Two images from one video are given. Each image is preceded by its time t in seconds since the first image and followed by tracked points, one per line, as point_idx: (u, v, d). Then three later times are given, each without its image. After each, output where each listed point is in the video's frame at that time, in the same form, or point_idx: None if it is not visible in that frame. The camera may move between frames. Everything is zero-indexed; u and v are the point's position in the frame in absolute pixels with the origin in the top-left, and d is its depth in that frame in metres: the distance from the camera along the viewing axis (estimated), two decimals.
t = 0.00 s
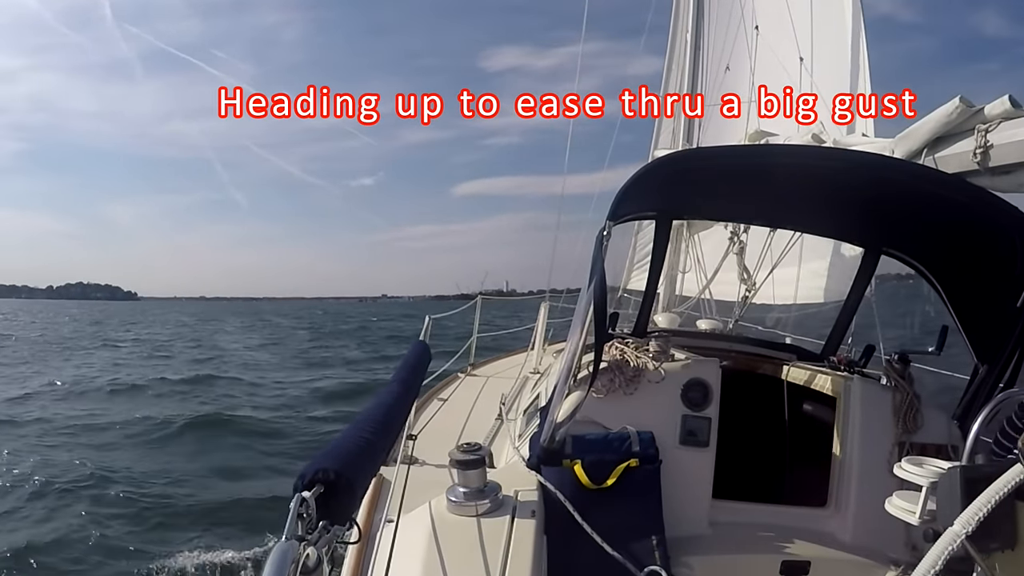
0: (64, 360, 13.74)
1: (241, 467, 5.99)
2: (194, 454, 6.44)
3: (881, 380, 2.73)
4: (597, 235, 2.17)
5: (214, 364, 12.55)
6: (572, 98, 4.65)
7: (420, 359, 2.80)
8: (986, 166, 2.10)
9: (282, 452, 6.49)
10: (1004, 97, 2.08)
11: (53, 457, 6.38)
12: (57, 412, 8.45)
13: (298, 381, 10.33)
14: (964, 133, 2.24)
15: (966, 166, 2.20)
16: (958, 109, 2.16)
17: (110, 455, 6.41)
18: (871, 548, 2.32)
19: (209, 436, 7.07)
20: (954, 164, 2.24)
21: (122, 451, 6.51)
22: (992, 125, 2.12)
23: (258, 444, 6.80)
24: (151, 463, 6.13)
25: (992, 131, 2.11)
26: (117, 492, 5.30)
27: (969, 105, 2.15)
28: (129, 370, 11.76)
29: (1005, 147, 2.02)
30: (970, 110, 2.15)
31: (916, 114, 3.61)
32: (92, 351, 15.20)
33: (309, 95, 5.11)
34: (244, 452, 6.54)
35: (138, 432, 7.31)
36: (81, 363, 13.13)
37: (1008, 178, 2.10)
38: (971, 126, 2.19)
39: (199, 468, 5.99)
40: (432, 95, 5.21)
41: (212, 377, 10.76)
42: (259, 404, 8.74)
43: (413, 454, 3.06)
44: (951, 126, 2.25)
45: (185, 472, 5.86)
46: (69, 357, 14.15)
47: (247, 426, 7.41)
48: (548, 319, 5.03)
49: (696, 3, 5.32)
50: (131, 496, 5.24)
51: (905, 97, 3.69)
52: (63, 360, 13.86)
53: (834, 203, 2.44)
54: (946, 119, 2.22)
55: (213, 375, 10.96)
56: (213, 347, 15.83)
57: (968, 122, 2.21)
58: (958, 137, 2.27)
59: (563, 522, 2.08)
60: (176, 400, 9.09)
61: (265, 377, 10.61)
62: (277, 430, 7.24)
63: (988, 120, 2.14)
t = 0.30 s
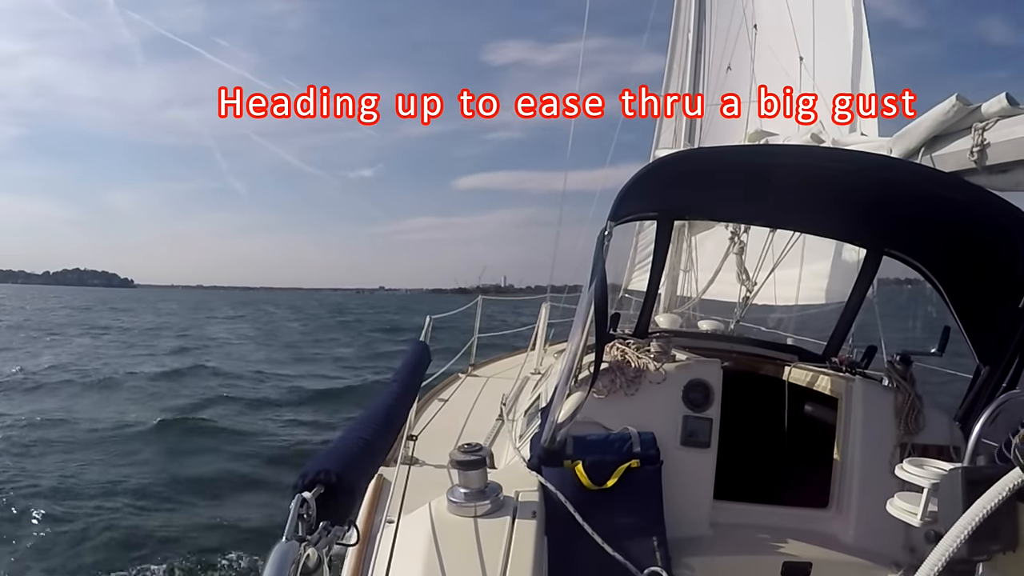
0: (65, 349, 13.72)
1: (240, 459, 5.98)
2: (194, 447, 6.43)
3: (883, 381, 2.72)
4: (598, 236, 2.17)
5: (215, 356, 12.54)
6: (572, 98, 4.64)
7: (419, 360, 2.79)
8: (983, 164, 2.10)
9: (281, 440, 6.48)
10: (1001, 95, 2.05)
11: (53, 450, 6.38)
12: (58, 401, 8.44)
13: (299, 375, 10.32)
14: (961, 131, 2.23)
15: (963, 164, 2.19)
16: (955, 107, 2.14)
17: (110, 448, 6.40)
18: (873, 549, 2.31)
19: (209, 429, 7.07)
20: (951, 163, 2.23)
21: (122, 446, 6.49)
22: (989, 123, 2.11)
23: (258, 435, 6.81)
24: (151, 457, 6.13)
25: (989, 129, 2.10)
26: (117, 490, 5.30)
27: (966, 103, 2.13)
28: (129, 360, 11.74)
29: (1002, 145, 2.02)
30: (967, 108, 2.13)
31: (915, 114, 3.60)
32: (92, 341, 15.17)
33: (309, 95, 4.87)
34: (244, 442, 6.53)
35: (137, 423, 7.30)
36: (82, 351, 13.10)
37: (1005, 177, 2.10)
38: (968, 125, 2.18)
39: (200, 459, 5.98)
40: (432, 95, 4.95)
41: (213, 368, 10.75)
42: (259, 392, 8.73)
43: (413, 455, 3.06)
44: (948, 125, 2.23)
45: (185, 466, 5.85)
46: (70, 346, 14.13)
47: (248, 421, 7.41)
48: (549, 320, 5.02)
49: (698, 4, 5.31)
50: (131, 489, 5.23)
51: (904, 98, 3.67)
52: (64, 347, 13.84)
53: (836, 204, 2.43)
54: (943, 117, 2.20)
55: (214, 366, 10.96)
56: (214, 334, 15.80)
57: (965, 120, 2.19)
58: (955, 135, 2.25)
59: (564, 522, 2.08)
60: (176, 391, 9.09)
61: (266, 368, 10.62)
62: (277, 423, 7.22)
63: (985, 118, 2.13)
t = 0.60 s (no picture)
0: (63, 340, 13.69)
1: (239, 452, 5.98)
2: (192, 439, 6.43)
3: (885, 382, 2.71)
4: (599, 236, 2.16)
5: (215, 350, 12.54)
6: (572, 98, 4.64)
7: (419, 360, 2.78)
8: (983, 163, 2.10)
9: (281, 437, 6.48)
10: (1001, 94, 2.04)
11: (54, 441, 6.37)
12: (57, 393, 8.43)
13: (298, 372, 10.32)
14: (961, 131, 2.22)
15: (964, 164, 2.18)
16: (955, 107, 2.13)
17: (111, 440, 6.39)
18: (874, 551, 2.31)
19: (209, 424, 7.06)
20: (952, 162, 2.23)
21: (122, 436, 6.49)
22: (989, 123, 2.11)
23: (257, 430, 6.80)
24: (152, 448, 6.13)
25: (989, 129, 2.10)
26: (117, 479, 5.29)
27: (965, 103, 2.12)
28: (129, 352, 11.73)
29: (1002, 144, 2.02)
30: (967, 107, 2.12)
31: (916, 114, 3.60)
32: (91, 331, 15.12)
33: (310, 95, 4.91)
34: (244, 438, 6.53)
35: (137, 417, 7.29)
36: (81, 342, 13.08)
37: (1005, 177, 2.10)
38: (968, 124, 2.18)
39: (199, 453, 5.97)
40: (432, 95, 4.96)
41: (212, 363, 10.75)
42: (258, 389, 8.72)
43: (414, 456, 3.06)
44: (947, 124, 2.22)
45: (185, 459, 5.84)
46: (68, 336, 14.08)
47: (248, 416, 7.40)
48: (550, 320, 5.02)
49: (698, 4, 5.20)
50: (131, 485, 5.21)
51: (904, 98, 3.67)
52: (63, 337, 13.79)
53: (837, 205, 2.42)
54: (943, 117, 2.19)
55: (214, 360, 10.96)
56: (214, 327, 15.77)
57: (965, 119, 2.18)
58: (955, 135, 2.25)
59: (565, 524, 2.07)
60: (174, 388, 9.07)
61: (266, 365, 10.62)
62: (276, 419, 7.20)
63: (984, 117, 2.12)
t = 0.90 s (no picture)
0: (64, 337, 13.67)
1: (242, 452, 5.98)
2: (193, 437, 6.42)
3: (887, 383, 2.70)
4: (600, 236, 2.15)
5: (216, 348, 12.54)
6: (572, 98, 4.65)
7: (419, 361, 2.78)
8: (985, 163, 2.09)
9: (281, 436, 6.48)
10: (1003, 94, 2.04)
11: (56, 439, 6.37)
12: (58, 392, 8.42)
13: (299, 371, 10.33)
14: (963, 131, 2.21)
15: (966, 165, 2.18)
16: (956, 107, 2.12)
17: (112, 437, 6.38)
18: (876, 552, 2.30)
19: (210, 422, 7.06)
20: (954, 163, 2.22)
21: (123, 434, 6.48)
22: (991, 122, 2.10)
23: (258, 430, 6.80)
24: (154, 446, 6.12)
25: (991, 128, 2.09)
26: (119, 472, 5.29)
27: (967, 103, 2.11)
28: (130, 350, 11.72)
29: (1003, 144, 2.02)
30: (968, 107, 2.11)
31: (916, 114, 3.59)
32: (91, 327, 15.10)
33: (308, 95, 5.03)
34: (245, 440, 6.52)
35: (138, 418, 7.30)
36: (81, 339, 13.06)
37: (1007, 177, 2.10)
38: (969, 124, 2.17)
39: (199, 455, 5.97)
40: (432, 95, 5.03)
41: (213, 361, 10.75)
42: (259, 389, 8.72)
43: (415, 457, 3.06)
44: (949, 124, 2.22)
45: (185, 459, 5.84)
46: (69, 332, 14.06)
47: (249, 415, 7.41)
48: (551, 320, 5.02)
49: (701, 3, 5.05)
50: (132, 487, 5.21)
51: (904, 97, 3.66)
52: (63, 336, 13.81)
53: (839, 205, 2.42)
54: (944, 117, 2.18)
55: (214, 359, 10.96)
56: (214, 325, 15.77)
57: (966, 119, 2.18)
58: (957, 135, 2.24)
59: (566, 524, 2.07)
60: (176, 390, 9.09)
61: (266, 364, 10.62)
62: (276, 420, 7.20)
63: (986, 117, 2.11)
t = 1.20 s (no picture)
0: (66, 341, 13.69)
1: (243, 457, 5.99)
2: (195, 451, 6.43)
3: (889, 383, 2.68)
4: (601, 236, 2.15)
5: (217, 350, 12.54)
6: (572, 98, 4.65)
7: (420, 361, 2.78)
8: (985, 163, 2.08)
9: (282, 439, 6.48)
10: (1003, 93, 2.03)
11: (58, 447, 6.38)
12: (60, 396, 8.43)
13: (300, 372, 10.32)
14: (965, 130, 2.21)
15: (967, 164, 2.17)
16: (957, 106, 2.12)
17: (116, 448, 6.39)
18: (878, 553, 2.29)
19: (211, 424, 7.07)
20: (954, 162, 2.21)
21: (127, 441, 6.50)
22: (991, 122, 2.10)
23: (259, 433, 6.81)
24: (157, 459, 6.15)
25: (992, 128, 2.08)
26: (123, 498, 5.31)
27: (967, 102, 2.10)
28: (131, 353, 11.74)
29: (1004, 143, 2.01)
30: (969, 106, 2.11)
31: (915, 113, 3.59)
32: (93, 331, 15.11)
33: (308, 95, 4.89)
34: (246, 441, 6.53)
35: (140, 421, 7.32)
36: (83, 344, 13.08)
37: (1009, 176, 2.09)
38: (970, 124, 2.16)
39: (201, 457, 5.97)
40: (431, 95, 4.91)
41: (214, 364, 10.76)
42: (259, 390, 8.72)
43: (415, 458, 3.06)
44: (950, 124, 2.21)
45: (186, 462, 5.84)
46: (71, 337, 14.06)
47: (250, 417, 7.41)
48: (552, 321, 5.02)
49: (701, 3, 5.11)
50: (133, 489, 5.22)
51: (904, 97, 3.65)
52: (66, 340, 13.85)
53: (841, 205, 2.41)
54: (945, 116, 2.18)
55: (216, 362, 10.97)
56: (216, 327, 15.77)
57: (967, 118, 2.17)
58: (958, 134, 2.24)
59: (567, 525, 2.06)
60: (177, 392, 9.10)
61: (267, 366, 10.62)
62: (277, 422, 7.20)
63: (987, 116, 2.11)
